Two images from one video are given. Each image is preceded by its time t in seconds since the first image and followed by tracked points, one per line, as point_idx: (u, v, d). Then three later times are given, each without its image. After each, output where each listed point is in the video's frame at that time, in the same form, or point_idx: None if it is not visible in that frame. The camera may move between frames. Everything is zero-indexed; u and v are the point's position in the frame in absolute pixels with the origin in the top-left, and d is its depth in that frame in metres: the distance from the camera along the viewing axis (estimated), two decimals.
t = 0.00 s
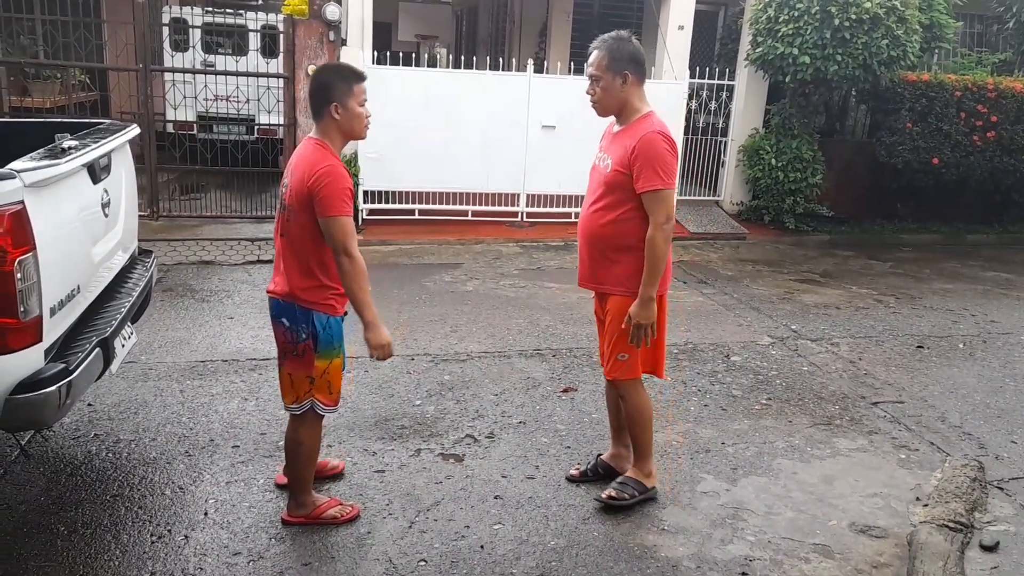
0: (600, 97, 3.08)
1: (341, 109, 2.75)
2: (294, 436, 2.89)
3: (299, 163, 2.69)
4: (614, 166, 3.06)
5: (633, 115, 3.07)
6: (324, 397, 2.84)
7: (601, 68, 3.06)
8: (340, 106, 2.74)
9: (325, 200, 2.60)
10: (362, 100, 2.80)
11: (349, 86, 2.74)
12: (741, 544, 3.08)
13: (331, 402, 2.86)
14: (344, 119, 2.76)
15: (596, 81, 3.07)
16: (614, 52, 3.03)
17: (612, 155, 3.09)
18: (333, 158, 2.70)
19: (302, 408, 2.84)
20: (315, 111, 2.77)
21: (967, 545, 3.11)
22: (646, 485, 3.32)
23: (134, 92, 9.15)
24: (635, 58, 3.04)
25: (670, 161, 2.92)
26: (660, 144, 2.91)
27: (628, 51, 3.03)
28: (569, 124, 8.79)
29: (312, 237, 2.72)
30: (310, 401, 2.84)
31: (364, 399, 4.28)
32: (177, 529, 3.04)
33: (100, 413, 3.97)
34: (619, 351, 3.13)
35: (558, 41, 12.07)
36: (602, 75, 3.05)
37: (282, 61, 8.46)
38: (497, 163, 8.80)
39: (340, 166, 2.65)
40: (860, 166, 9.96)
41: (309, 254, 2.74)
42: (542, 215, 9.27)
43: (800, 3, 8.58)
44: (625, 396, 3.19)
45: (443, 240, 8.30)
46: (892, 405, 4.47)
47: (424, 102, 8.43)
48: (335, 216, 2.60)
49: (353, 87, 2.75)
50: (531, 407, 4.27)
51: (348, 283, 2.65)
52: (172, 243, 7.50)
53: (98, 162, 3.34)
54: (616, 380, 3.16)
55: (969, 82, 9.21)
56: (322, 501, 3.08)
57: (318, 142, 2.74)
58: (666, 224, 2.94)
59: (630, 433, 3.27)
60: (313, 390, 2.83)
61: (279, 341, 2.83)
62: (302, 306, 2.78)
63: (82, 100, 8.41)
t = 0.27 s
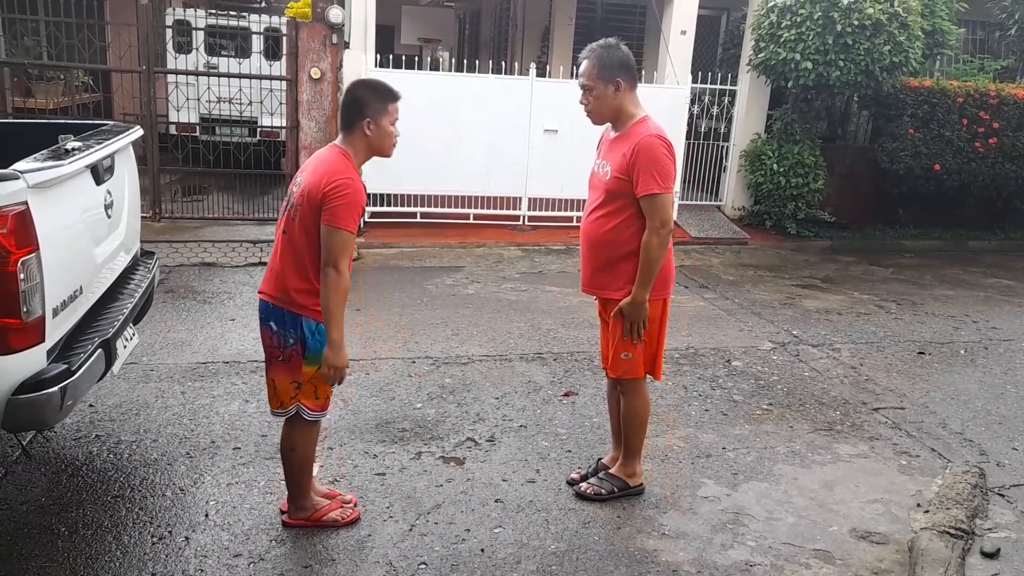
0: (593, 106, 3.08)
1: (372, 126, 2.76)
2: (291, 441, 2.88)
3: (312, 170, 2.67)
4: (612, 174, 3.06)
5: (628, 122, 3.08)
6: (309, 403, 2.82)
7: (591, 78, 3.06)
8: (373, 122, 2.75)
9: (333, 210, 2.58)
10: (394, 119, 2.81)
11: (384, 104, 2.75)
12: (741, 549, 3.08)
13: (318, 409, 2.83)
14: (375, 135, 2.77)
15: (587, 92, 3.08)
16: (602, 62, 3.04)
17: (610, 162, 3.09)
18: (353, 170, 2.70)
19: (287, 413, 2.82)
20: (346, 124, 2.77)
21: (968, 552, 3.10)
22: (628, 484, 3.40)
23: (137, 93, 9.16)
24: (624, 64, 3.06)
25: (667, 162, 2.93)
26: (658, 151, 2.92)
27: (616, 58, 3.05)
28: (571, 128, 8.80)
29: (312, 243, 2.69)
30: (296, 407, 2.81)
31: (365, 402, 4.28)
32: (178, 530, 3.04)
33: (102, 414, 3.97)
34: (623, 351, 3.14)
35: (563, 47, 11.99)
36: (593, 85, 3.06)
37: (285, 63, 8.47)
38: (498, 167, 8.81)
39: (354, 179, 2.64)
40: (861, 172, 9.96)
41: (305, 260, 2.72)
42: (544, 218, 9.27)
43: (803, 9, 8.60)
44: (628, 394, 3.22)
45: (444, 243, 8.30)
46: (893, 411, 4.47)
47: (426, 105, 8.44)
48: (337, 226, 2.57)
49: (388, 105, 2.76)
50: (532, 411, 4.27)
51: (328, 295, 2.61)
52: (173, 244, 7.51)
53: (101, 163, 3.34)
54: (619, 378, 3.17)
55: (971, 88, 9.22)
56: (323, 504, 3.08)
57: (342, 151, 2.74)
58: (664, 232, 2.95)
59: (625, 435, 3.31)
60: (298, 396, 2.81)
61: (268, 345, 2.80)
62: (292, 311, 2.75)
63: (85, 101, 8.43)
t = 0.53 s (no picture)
0: (578, 143, 3.10)
1: (406, 155, 2.77)
2: (291, 443, 2.89)
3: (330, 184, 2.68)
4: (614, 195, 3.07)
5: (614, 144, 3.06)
6: (302, 405, 2.83)
7: (564, 120, 3.07)
8: (407, 153, 2.76)
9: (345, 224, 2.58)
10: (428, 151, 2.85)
11: (420, 137, 2.78)
12: (747, 549, 3.08)
13: (311, 409, 2.85)
14: (409, 165, 2.79)
15: (567, 134, 3.10)
16: (567, 102, 3.04)
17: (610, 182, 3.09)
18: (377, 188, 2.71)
19: (278, 414, 2.83)
20: (380, 147, 2.79)
21: (975, 552, 3.10)
22: (634, 484, 3.39)
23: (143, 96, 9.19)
24: (593, 93, 3.03)
25: (659, 176, 2.91)
26: (650, 170, 2.91)
27: (582, 90, 3.02)
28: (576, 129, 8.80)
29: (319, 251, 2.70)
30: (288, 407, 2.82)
31: (371, 402, 4.29)
32: (185, 530, 3.05)
33: (109, 415, 3.99)
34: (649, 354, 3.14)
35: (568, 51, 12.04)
36: (570, 123, 3.06)
37: (291, 65, 8.45)
38: (503, 168, 8.82)
39: (372, 196, 2.64)
40: (867, 172, 9.94)
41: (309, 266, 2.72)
42: (549, 219, 9.27)
43: (808, 10, 8.58)
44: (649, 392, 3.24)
45: (450, 244, 8.31)
46: (900, 411, 4.46)
47: (431, 107, 8.46)
48: (344, 239, 2.58)
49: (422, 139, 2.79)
50: (537, 411, 4.27)
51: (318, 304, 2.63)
52: (180, 246, 7.53)
53: (109, 165, 3.36)
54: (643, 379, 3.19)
55: (977, 89, 9.20)
56: (329, 504, 3.09)
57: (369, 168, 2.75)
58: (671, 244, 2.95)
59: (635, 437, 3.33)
60: (291, 397, 2.82)
61: (259, 345, 2.79)
62: (284, 313, 2.75)
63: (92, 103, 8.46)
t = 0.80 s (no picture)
0: (573, 155, 3.08)
1: (415, 157, 2.77)
2: (292, 436, 2.90)
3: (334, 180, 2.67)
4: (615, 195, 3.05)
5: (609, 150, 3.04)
6: (301, 395, 2.84)
7: (553, 135, 3.04)
8: (414, 153, 2.76)
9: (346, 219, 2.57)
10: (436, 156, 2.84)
11: (429, 139, 2.78)
12: (753, 535, 3.08)
13: (310, 400, 2.85)
14: (416, 167, 2.77)
15: (560, 150, 3.08)
16: (552, 118, 3.00)
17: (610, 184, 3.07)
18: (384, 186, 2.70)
19: (278, 405, 2.84)
20: (387, 148, 2.77)
21: (980, 536, 3.10)
22: (639, 473, 3.39)
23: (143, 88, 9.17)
24: (581, 104, 3.00)
25: (657, 175, 2.90)
26: (649, 171, 2.89)
27: (566, 104, 2.98)
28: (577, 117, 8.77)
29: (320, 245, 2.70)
30: (287, 398, 2.84)
31: (375, 393, 4.29)
32: (191, 522, 3.06)
33: (114, 408, 4.00)
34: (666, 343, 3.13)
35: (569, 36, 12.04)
36: (558, 138, 3.04)
37: (290, 57, 8.49)
38: (505, 157, 8.79)
39: (377, 192, 2.63)
40: (870, 157, 9.90)
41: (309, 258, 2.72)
42: (552, 208, 9.23)
43: None
44: (663, 381, 3.22)
45: (452, 234, 8.30)
46: (904, 396, 4.45)
47: (432, 98, 8.42)
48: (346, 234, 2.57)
49: (431, 142, 2.79)
50: (542, 400, 4.28)
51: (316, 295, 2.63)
52: (182, 239, 7.53)
53: (109, 158, 3.35)
54: (656, 367, 3.18)
55: (981, 72, 9.14)
56: (335, 494, 3.10)
57: (377, 167, 2.74)
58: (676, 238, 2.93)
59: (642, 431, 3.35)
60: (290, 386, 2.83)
61: (258, 336, 2.80)
62: (281, 304, 2.74)
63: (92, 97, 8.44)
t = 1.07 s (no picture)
0: (580, 122, 3.06)
1: (401, 135, 2.76)
2: (298, 433, 2.90)
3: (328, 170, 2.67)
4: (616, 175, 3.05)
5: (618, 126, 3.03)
6: (311, 394, 2.84)
7: (566, 99, 3.03)
8: (401, 133, 2.75)
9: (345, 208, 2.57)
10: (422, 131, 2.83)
11: (412, 116, 2.76)
12: (757, 529, 3.08)
13: (319, 398, 2.85)
14: (403, 145, 2.77)
15: (568, 113, 3.06)
16: (572, 80, 2.99)
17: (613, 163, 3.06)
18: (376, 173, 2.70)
19: (289, 404, 2.83)
20: (373, 131, 2.76)
21: (985, 528, 3.09)
22: (642, 467, 3.40)
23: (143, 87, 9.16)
24: (598, 74, 3.00)
25: (663, 160, 2.89)
26: (654, 154, 2.88)
27: (589, 70, 2.98)
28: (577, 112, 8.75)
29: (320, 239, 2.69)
30: (296, 397, 2.83)
31: (378, 390, 4.29)
32: (195, 521, 3.06)
33: (117, 407, 4.00)
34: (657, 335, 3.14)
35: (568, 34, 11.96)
36: (571, 101, 3.02)
37: (290, 54, 8.49)
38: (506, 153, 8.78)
39: (371, 179, 2.62)
40: (872, 149, 9.87)
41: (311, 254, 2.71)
42: (553, 204, 9.20)
43: None
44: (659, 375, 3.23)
45: (454, 230, 8.29)
46: (908, 388, 4.44)
47: (432, 94, 8.41)
48: (345, 225, 2.57)
49: (416, 117, 2.78)
50: (544, 395, 4.28)
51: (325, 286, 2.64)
52: (184, 238, 7.53)
53: (109, 158, 3.35)
54: (652, 360, 3.19)
55: (982, 62, 9.10)
56: (339, 492, 3.10)
57: (366, 152, 2.73)
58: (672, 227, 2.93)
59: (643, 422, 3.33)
60: (299, 385, 2.82)
61: (266, 336, 2.80)
62: (288, 302, 2.75)
63: (92, 96, 8.44)
